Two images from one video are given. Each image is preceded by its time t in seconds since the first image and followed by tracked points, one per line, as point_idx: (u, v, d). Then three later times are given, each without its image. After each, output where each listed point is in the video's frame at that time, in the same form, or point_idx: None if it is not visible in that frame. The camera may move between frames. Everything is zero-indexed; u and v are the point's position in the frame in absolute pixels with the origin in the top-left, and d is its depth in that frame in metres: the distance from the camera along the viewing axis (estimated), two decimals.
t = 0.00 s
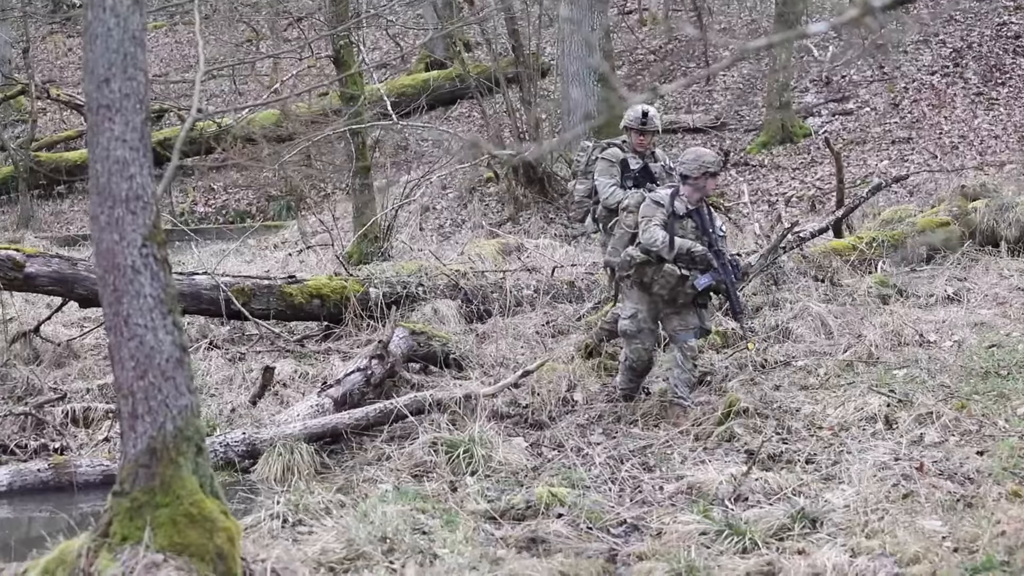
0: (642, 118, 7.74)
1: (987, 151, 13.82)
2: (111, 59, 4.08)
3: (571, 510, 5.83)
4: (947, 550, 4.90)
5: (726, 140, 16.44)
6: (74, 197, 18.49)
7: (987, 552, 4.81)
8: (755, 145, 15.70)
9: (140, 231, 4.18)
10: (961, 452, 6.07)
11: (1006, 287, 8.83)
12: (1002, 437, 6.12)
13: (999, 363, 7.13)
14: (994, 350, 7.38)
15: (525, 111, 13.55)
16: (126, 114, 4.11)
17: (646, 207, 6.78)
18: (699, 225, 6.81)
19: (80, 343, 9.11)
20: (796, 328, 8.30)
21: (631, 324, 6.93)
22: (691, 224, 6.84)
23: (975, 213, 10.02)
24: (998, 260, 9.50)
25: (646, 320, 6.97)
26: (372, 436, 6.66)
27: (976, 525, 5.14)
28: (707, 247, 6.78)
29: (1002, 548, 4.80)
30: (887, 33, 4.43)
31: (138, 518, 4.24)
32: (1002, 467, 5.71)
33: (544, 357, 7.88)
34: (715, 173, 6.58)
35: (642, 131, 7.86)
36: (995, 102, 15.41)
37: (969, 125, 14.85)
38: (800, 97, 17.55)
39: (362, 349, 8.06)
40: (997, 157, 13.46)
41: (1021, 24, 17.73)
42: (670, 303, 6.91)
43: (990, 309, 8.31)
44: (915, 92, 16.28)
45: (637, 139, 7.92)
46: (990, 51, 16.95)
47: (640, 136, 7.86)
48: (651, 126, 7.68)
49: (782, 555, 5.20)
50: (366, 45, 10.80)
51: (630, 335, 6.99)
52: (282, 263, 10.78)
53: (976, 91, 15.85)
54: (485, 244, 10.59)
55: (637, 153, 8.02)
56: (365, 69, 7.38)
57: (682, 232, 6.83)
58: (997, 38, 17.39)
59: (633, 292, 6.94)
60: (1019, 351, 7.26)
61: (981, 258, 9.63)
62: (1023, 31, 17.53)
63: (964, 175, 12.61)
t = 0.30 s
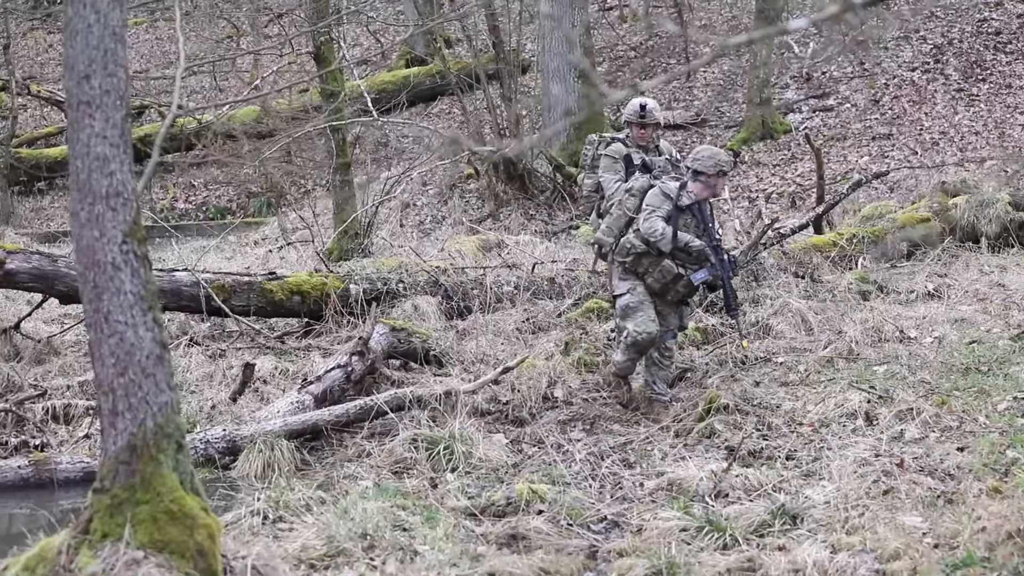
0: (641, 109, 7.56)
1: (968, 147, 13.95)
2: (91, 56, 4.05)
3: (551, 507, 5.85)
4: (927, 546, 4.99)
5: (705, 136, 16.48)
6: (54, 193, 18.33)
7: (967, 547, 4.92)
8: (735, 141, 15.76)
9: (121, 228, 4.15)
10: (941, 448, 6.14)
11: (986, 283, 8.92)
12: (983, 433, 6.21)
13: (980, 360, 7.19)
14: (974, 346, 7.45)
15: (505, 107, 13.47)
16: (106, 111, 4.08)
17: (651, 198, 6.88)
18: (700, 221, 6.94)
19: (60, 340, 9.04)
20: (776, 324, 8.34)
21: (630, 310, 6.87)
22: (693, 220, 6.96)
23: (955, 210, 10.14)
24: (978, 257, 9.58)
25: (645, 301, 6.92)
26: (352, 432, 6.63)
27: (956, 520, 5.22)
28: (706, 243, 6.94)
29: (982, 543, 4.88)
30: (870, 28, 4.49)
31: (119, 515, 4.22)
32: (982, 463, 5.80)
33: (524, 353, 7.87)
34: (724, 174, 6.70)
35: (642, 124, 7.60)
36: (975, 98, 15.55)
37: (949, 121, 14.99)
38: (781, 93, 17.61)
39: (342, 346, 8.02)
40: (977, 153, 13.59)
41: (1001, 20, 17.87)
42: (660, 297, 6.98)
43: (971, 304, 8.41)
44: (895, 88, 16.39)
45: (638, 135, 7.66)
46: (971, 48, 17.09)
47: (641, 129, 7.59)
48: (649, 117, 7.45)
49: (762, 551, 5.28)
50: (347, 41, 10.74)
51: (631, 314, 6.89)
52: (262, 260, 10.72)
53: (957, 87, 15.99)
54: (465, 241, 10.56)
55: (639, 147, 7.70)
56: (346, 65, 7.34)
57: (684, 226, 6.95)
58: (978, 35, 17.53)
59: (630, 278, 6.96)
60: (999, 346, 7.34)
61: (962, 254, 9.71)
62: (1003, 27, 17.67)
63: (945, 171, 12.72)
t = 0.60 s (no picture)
0: (668, 105, 7.41)
1: (946, 144, 14.13)
2: (70, 53, 4.03)
3: (530, 505, 5.87)
4: (906, 544, 5.13)
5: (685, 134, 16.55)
6: (32, 191, 18.17)
7: (946, 545, 5.09)
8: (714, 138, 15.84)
9: (100, 226, 4.13)
10: (920, 445, 6.24)
11: (964, 279, 9.01)
12: (961, 430, 6.31)
13: (958, 356, 7.28)
14: (953, 343, 7.53)
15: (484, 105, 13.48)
16: (86, 109, 4.06)
17: (648, 202, 6.85)
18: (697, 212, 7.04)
19: (39, 338, 8.95)
20: (755, 321, 8.40)
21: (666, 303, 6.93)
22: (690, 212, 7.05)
23: (934, 206, 10.22)
24: (956, 253, 9.67)
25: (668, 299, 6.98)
26: (331, 430, 6.60)
27: (934, 518, 5.37)
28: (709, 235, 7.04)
29: (960, 540, 5.09)
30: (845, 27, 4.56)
31: (97, 513, 4.19)
32: (960, 461, 5.91)
33: (503, 351, 7.88)
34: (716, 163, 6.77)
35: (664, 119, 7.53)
36: (953, 95, 15.71)
37: (928, 118, 15.17)
38: (759, 91, 17.70)
39: (321, 344, 7.99)
40: (955, 150, 13.76)
41: (979, 17, 18.04)
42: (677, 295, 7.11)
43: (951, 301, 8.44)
44: (874, 85, 16.57)
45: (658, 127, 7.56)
46: (949, 44, 17.28)
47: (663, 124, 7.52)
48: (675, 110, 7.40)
49: (741, 548, 5.36)
50: (325, 39, 10.70)
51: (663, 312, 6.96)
52: (241, 258, 10.66)
53: (935, 84, 16.17)
54: (444, 238, 10.56)
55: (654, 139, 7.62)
56: (327, 62, 7.32)
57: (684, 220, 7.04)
58: (956, 32, 17.72)
59: (645, 278, 7.01)
60: (977, 343, 7.43)
61: (940, 250, 9.82)
62: (981, 24, 17.85)
63: (923, 168, 12.87)
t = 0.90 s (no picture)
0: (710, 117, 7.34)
1: (921, 142, 14.32)
2: (45, 52, 4.00)
3: (505, 502, 5.90)
4: (881, 542, 5.29)
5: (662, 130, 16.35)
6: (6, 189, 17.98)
7: (920, 542, 5.25)
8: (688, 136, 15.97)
9: (75, 224, 4.09)
10: (894, 443, 6.33)
11: (938, 276, 9.11)
12: (935, 426, 6.40)
13: (932, 353, 7.36)
14: (927, 340, 7.62)
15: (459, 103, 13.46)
16: (60, 107, 4.03)
17: (656, 213, 6.58)
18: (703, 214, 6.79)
19: (13, 337, 8.87)
20: (730, 319, 8.46)
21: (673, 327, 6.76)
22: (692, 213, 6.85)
23: (908, 204, 10.33)
24: (930, 250, 9.76)
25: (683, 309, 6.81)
26: (306, 429, 6.58)
27: (909, 514, 5.54)
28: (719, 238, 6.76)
29: (935, 538, 5.24)
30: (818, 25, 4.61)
31: (72, 512, 4.16)
32: (935, 457, 6.03)
33: (478, 349, 7.87)
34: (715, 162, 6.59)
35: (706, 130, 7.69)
36: (928, 93, 15.84)
37: (902, 116, 15.35)
38: (734, 88, 17.78)
39: (296, 342, 7.94)
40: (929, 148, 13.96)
41: (953, 14, 18.18)
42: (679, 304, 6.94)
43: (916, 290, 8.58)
44: (848, 83, 16.74)
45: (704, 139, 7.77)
46: (923, 42, 17.43)
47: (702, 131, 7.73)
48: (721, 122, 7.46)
49: (716, 545, 5.46)
50: (300, 37, 10.63)
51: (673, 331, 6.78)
52: (216, 256, 10.61)
53: (910, 82, 16.33)
54: (419, 236, 10.55)
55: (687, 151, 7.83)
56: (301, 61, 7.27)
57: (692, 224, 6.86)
58: (930, 29, 17.87)
59: (656, 293, 6.77)
60: (951, 340, 7.52)
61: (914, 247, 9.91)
62: (955, 21, 17.96)
63: (897, 165, 13.01)
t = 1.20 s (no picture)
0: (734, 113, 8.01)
1: (890, 139, 14.34)
2: (15, 51, 4.01)
3: (475, 500, 5.91)
4: (850, 539, 5.35)
5: (629, 128, 16.25)
6: None
7: (889, 540, 5.33)
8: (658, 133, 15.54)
9: (45, 223, 4.09)
10: (864, 440, 6.37)
11: (908, 274, 9.15)
12: (905, 424, 6.44)
13: (902, 351, 7.39)
14: (896, 338, 7.66)
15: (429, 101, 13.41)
16: (30, 106, 4.03)
17: (657, 211, 6.49)
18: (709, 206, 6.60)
19: None
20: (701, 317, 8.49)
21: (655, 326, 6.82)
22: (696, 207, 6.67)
23: (877, 202, 10.33)
24: (900, 248, 9.80)
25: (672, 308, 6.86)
26: (277, 427, 6.56)
27: (879, 511, 5.64)
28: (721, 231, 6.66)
29: (903, 535, 5.33)
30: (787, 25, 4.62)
31: (43, 511, 4.15)
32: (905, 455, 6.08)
33: (448, 347, 7.87)
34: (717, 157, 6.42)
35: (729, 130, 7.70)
36: (897, 91, 15.89)
37: (871, 114, 15.32)
38: (705, 88, 17.81)
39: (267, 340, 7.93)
40: (898, 146, 14.00)
41: (922, 13, 18.27)
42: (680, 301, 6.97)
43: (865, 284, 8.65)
44: (817, 81, 16.81)
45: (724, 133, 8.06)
46: (892, 41, 17.53)
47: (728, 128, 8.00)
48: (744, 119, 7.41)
49: (686, 543, 5.50)
50: (270, 35, 10.62)
51: (658, 325, 6.84)
52: (186, 255, 10.58)
53: (879, 80, 16.34)
54: (389, 234, 10.56)
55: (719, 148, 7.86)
56: (269, 59, 7.26)
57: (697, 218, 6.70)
58: (899, 28, 17.98)
59: (650, 289, 6.81)
60: (917, 338, 7.58)
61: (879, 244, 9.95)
62: (924, 20, 18.05)
63: (867, 163, 13.08)
